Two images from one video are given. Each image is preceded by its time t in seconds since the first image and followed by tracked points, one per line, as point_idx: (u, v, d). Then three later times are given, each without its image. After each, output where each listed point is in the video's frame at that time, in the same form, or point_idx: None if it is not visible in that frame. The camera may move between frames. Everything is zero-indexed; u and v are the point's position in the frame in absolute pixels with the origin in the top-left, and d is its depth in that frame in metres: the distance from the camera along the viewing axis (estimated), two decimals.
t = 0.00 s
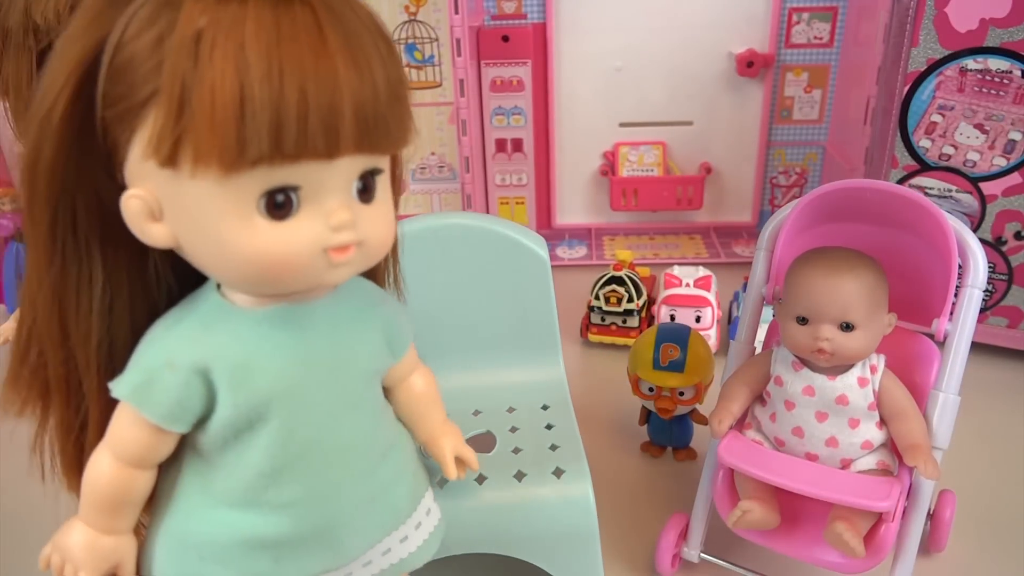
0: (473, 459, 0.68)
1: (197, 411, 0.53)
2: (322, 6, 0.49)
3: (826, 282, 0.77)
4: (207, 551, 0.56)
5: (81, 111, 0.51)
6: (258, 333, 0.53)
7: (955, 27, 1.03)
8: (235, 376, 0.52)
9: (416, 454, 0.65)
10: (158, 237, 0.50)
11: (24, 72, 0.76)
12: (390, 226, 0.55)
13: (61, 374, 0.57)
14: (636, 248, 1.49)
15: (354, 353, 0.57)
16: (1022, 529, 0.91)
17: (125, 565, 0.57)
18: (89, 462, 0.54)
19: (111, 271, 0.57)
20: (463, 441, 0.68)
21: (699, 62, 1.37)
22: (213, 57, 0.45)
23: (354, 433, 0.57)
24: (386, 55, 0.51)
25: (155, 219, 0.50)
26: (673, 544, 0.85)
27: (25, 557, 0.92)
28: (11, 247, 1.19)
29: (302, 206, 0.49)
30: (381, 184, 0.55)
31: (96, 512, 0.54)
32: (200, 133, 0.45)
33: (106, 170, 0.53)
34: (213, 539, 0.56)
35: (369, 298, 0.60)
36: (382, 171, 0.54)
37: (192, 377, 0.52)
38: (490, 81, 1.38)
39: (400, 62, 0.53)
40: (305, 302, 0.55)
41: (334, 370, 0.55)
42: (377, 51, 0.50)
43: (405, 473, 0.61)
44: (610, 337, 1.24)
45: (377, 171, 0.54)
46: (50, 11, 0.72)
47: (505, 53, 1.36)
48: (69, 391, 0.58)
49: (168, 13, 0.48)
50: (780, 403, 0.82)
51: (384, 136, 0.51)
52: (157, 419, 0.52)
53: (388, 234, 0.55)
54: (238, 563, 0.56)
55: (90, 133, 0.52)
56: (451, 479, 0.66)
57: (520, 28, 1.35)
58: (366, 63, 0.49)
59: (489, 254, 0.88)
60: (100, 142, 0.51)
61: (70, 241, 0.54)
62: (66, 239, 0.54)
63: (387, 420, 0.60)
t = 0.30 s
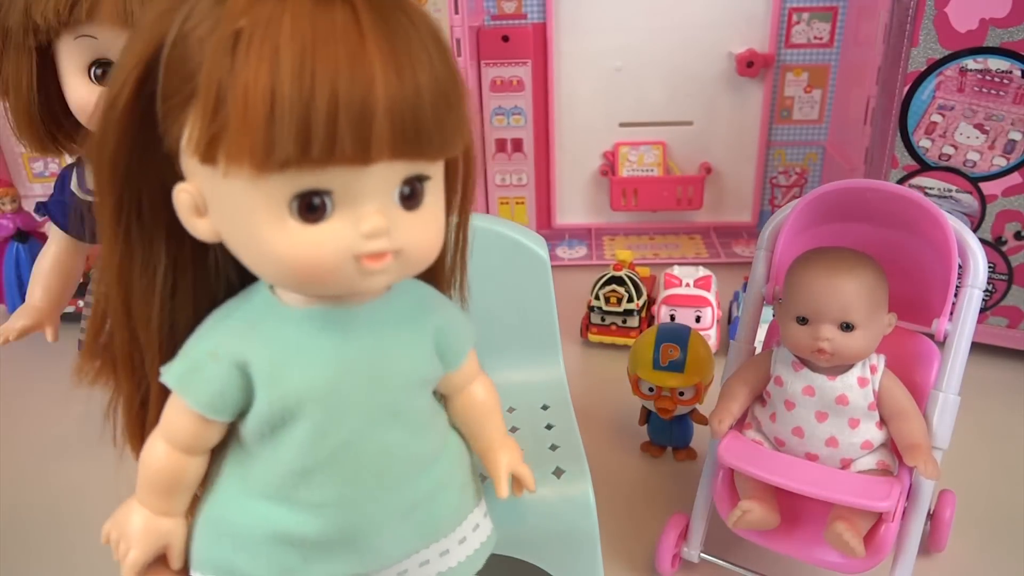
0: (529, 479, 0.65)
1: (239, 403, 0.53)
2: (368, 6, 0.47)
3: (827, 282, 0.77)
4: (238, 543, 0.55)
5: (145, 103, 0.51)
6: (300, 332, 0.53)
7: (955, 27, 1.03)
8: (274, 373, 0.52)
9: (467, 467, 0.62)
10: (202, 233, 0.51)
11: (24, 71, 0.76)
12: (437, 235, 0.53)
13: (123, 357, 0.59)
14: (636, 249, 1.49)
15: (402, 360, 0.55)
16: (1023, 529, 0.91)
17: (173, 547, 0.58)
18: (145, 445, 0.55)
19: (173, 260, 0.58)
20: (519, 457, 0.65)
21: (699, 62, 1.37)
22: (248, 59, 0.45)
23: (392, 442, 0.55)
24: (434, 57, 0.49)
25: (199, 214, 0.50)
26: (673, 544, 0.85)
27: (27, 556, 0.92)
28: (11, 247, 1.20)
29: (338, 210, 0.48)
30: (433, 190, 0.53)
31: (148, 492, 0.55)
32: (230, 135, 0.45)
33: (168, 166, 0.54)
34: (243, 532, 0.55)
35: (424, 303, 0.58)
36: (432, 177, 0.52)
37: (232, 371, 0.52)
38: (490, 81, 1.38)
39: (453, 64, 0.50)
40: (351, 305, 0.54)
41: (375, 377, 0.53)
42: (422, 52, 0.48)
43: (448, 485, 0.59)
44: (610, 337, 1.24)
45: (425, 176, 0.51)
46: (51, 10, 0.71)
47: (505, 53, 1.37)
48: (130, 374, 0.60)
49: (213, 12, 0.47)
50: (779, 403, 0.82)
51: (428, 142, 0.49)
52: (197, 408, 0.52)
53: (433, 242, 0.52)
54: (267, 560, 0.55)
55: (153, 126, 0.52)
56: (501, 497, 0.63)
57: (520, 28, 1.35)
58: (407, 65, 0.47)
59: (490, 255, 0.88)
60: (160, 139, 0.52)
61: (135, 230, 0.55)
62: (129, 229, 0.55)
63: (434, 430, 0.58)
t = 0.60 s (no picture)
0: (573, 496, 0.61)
1: (282, 384, 0.54)
2: (420, 5, 0.47)
3: (827, 280, 0.77)
4: (268, 522, 0.56)
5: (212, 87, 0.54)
6: (342, 323, 0.53)
7: (955, 28, 1.03)
8: (314, 357, 0.53)
9: (507, 476, 0.61)
10: (254, 221, 0.52)
11: (23, 71, 0.76)
12: (480, 241, 0.51)
13: (186, 327, 0.62)
14: (635, 248, 1.49)
15: (441, 359, 0.54)
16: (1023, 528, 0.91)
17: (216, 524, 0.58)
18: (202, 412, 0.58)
19: (237, 237, 0.61)
20: (566, 472, 0.61)
21: (698, 62, 1.37)
22: (296, 56, 0.45)
23: (424, 440, 0.54)
24: (484, 60, 0.47)
25: (252, 201, 0.52)
26: (673, 543, 0.85)
27: (27, 556, 0.92)
28: (11, 247, 1.20)
29: (373, 207, 0.47)
30: (480, 191, 0.51)
31: (198, 465, 0.57)
32: (273, 129, 0.46)
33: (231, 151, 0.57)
34: (274, 510, 0.56)
35: (472, 306, 0.57)
36: (479, 180, 0.51)
37: (275, 354, 0.54)
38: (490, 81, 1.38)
39: (507, 67, 0.49)
40: (398, 302, 0.54)
41: (410, 374, 0.53)
42: (470, 54, 0.47)
43: (484, 491, 0.58)
44: (610, 337, 1.24)
45: (469, 179, 0.50)
46: (51, 10, 0.71)
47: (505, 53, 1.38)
48: (191, 344, 0.63)
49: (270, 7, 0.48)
50: (779, 403, 0.82)
51: (467, 147, 0.47)
52: (241, 385, 0.54)
53: (473, 247, 0.51)
54: (294, 542, 0.55)
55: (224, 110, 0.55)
56: (539, 510, 0.60)
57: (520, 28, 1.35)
58: (451, 68, 0.46)
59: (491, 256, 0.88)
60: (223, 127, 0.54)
61: (201, 203, 0.59)
62: (195, 202, 0.59)
63: (473, 432, 0.57)
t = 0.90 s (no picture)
0: (573, 485, 0.60)
1: (277, 373, 0.55)
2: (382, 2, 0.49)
3: (827, 281, 0.77)
4: (269, 509, 0.57)
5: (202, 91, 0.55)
6: (332, 312, 0.54)
7: (955, 27, 1.03)
8: (306, 344, 0.54)
9: (505, 464, 0.61)
10: (243, 215, 0.53)
11: (24, 71, 0.77)
12: (456, 227, 0.52)
13: (191, 324, 0.63)
14: (636, 248, 1.49)
15: (430, 345, 0.55)
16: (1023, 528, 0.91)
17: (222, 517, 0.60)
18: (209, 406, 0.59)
19: (237, 234, 0.62)
20: (566, 461, 0.61)
21: (698, 62, 1.37)
22: (266, 54, 0.48)
23: (415, 425, 0.55)
24: (444, 50, 0.49)
25: (241, 196, 0.53)
26: (673, 543, 0.85)
27: (25, 556, 0.92)
28: (11, 246, 1.20)
29: (348, 194, 0.49)
30: (456, 179, 0.52)
31: (206, 457, 0.59)
32: (247, 124, 0.48)
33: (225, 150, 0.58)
34: (273, 498, 0.57)
35: (465, 295, 0.58)
36: (453, 166, 0.52)
37: (269, 344, 0.55)
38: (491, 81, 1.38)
39: (470, 57, 0.50)
40: (383, 289, 0.55)
41: (397, 360, 0.54)
42: (430, 45, 0.48)
43: (481, 478, 0.58)
44: (610, 337, 1.24)
45: (445, 166, 0.51)
46: (51, 10, 0.71)
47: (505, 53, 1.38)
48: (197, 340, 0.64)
49: (244, 11, 0.51)
50: (780, 403, 0.82)
51: (433, 135, 0.49)
52: (236, 374, 0.56)
53: (450, 232, 0.52)
54: (292, 528, 0.56)
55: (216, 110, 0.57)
56: (538, 500, 0.59)
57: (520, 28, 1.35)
58: (411, 59, 0.48)
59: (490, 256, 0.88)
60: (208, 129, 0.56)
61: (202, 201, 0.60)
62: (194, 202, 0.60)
63: (468, 419, 0.57)
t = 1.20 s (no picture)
0: (570, 492, 0.60)
1: (267, 379, 0.55)
2: (362, 6, 0.49)
3: (826, 281, 0.77)
4: (264, 515, 0.57)
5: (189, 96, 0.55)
6: (320, 319, 0.54)
7: (955, 28, 1.03)
8: (297, 351, 0.54)
9: (500, 469, 0.61)
10: (231, 222, 0.53)
11: (23, 71, 0.76)
12: (443, 231, 0.52)
13: (187, 329, 0.64)
14: (636, 248, 1.49)
15: (420, 352, 0.54)
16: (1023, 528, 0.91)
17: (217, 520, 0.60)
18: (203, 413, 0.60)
19: (230, 238, 0.62)
20: (564, 466, 0.61)
21: (698, 62, 1.37)
22: (245, 60, 0.48)
23: (406, 433, 0.55)
24: (424, 54, 0.49)
25: (228, 202, 0.53)
26: (673, 543, 0.85)
27: (24, 556, 0.92)
28: (11, 247, 1.20)
29: (332, 201, 0.49)
30: (443, 184, 0.52)
31: (202, 464, 0.59)
32: (230, 131, 0.49)
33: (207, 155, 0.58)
34: (269, 504, 0.57)
35: (455, 299, 0.57)
36: (438, 170, 0.51)
37: (260, 351, 0.55)
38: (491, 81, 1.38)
39: (453, 60, 0.50)
40: (371, 295, 0.54)
41: (386, 367, 0.53)
42: (409, 49, 0.48)
43: (475, 484, 0.58)
44: (610, 337, 1.24)
45: (428, 170, 0.51)
46: (51, 10, 0.71)
47: (505, 53, 1.38)
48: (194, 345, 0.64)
49: (226, 16, 0.51)
50: (779, 403, 0.82)
51: (414, 138, 0.49)
52: (227, 380, 0.56)
53: (436, 237, 0.51)
54: (287, 534, 0.57)
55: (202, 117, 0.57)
56: (536, 503, 0.60)
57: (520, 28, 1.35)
58: (391, 62, 0.48)
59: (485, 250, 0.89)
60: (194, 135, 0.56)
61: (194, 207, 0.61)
62: (187, 207, 0.61)
63: (461, 426, 0.57)
